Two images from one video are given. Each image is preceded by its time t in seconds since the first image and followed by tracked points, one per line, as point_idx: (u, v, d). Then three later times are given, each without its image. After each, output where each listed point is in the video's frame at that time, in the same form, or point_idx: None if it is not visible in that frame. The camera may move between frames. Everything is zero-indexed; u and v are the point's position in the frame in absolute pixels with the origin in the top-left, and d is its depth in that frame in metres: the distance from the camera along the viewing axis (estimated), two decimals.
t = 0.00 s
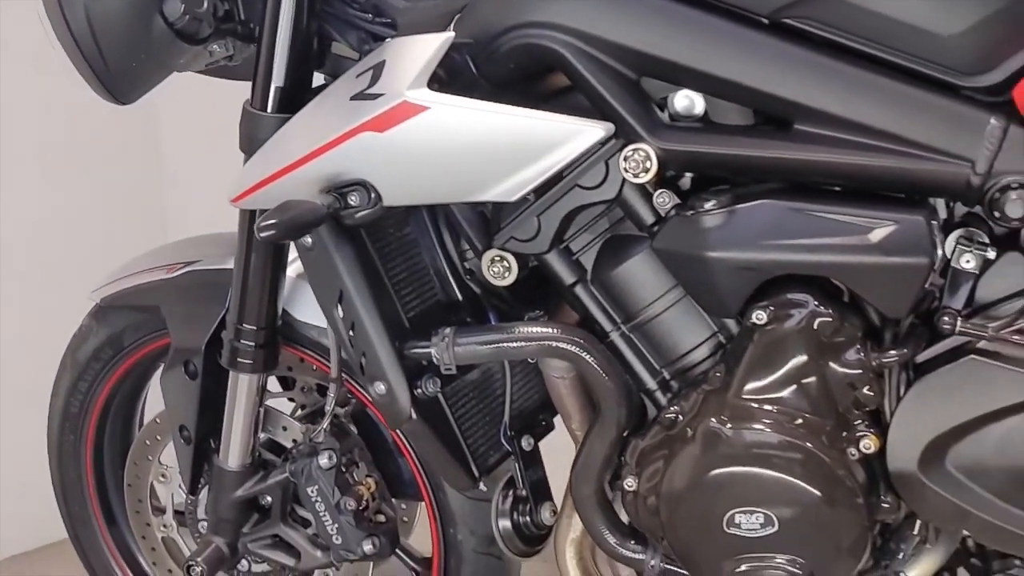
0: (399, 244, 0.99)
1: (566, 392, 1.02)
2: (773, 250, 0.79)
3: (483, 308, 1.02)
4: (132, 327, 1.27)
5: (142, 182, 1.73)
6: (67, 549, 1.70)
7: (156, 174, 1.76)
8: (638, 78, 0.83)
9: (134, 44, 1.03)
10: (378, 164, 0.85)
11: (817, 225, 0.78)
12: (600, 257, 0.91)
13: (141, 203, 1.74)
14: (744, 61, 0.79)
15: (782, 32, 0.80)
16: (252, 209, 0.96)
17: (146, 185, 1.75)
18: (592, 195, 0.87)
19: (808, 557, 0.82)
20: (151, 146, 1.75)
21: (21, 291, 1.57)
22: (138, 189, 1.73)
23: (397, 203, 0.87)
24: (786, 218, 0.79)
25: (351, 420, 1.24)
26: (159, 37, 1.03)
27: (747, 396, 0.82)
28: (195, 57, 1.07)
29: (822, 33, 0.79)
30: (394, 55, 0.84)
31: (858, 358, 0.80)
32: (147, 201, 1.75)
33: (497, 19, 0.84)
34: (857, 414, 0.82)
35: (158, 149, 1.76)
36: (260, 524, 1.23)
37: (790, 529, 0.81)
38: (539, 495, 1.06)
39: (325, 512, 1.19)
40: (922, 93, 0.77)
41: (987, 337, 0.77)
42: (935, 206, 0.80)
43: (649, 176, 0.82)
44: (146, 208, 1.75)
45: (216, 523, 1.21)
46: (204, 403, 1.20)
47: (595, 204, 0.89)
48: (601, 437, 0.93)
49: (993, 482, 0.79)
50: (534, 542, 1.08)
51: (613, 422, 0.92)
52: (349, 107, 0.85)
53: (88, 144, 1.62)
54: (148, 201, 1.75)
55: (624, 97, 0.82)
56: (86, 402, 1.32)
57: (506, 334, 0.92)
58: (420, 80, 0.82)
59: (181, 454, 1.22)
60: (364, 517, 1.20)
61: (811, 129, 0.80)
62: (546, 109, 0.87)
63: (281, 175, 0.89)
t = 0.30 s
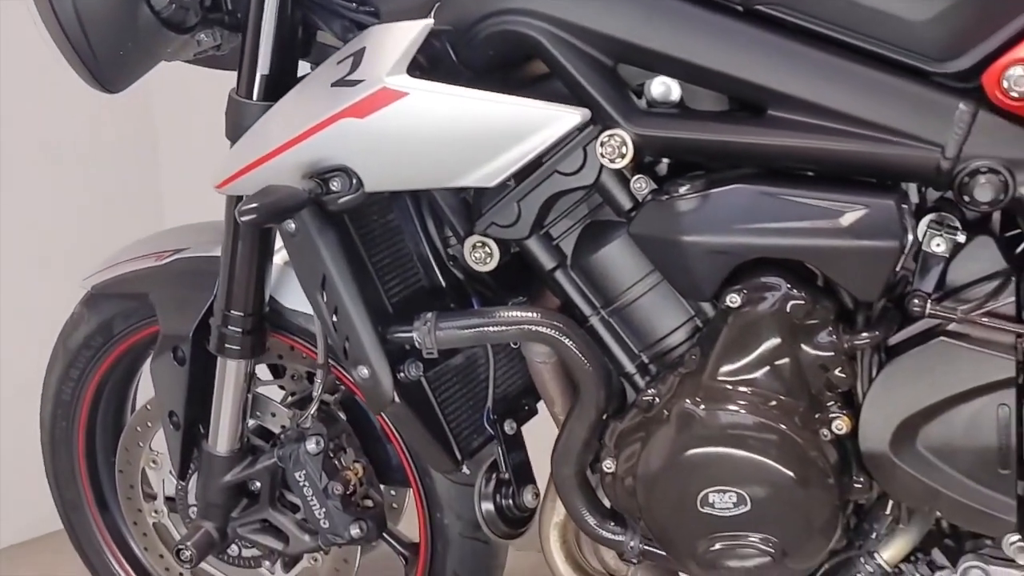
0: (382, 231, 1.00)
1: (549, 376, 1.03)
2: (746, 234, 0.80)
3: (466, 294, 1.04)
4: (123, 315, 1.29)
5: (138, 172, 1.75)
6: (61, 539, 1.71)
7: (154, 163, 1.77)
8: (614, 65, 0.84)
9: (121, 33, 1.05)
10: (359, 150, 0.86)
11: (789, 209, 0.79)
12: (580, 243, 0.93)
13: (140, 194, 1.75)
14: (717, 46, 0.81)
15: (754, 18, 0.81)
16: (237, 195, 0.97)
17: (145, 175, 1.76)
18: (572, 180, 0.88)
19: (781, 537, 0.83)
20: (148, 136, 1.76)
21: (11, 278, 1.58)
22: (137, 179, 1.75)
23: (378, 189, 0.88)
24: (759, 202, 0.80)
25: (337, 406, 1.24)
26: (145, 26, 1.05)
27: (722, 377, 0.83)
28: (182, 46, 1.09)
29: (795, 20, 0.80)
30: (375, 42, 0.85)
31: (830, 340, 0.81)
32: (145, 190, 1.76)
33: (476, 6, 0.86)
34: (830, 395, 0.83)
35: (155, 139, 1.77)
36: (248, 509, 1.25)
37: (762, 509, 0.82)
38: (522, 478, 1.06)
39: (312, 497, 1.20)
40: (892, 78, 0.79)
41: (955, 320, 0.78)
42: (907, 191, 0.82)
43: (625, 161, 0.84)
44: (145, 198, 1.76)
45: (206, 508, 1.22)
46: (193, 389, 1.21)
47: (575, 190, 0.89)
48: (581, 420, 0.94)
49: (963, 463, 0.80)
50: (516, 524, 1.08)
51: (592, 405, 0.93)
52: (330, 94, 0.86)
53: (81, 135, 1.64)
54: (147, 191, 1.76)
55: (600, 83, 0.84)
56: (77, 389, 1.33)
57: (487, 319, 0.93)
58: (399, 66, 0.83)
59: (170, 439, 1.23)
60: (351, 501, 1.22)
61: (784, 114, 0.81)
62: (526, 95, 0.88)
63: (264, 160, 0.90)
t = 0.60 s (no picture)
0: (367, 215, 1.01)
1: (533, 360, 1.04)
2: (723, 216, 0.81)
3: (451, 278, 1.05)
4: (114, 300, 1.30)
5: (135, 159, 1.75)
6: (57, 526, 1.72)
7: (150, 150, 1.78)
8: (593, 49, 0.85)
9: (110, 20, 1.06)
10: (341, 133, 0.87)
11: (766, 191, 0.81)
12: (563, 226, 0.94)
13: (138, 182, 1.76)
14: (693, 30, 0.82)
15: (730, 3, 0.82)
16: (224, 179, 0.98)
17: (141, 163, 1.77)
18: (554, 163, 0.89)
19: (757, 516, 0.84)
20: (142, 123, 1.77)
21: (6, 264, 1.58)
22: (133, 168, 1.76)
23: (361, 172, 0.89)
24: (736, 185, 0.81)
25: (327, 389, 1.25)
26: (134, 12, 1.06)
27: (700, 357, 0.84)
28: (170, 33, 1.10)
29: (771, 4, 0.81)
30: (357, 27, 0.86)
31: (804, 322, 0.82)
32: (142, 178, 1.77)
33: None
34: (807, 375, 0.84)
35: (149, 126, 1.78)
36: (239, 491, 1.26)
37: (737, 488, 0.83)
38: (506, 460, 1.06)
39: (301, 479, 1.21)
40: (865, 62, 0.80)
41: (930, 301, 0.79)
42: (882, 173, 0.83)
43: (604, 144, 0.84)
44: (143, 186, 1.77)
45: (197, 491, 1.24)
46: (183, 372, 1.22)
47: (557, 174, 0.90)
48: (562, 402, 0.95)
49: (937, 442, 0.81)
50: (502, 505, 1.08)
51: (574, 387, 0.94)
52: (314, 78, 0.88)
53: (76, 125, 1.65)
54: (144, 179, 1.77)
55: (579, 67, 0.85)
56: (71, 374, 1.35)
57: (470, 301, 0.94)
58: (381, 50, 0.84)
59: (161, 423, 1.25)
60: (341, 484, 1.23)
61: (760, 97, 0.82)
62: (507, 79, 0.89)
63: (249, 144, 0.92)
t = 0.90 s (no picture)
0: (352, 203, 1.02)
1: (517, 346, 1.05)
2: (700, 202, 0.82)
3: (436, 265, 1.06)
4: (106, 288, 1.32)
5: (129, 146, 1.75)
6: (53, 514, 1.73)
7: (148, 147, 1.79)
8: (573, 38, 0.86)
9: (98, 10, 1.07)
10: (324, 121, 0.88)
11: (743, 179, 0.82)
12: (544, 213, 0.95)
13: (136, 178, 1.77)
14: (670, 19, 0.83)
15: None
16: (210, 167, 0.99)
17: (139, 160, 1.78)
18: (536, 151, 0.90)
19: (733, 500, 0.85)
20: (140, 120, 1.77)
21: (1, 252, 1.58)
22: (128, 156, 1.76)
23: (345, 159, 0.90)
24: (713, 172, 0.82)
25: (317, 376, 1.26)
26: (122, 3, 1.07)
27: (679, 343, 0.85)
28: (159, 22, 1.11)
29: None
30: (338, 15, 0.87)
31: (781, 308, 0.83)
32: (141, 174, 1.78)
33: None
34: (783, 360, 0.85)
35: (148, 123, 1.79)
36: (230, 477, 1.28)
37: (713, 471, 0.85)
38: (490, 445, 1.07)
39: (290, 465, 1.22)
40: (841, 50, 0.81)
41: (903, 287, 0.80)
42: (858, 161, 0.84)
43: (583, 132, 0.86)
44: (137, 174, 1.77)
45: (188, 477, 1.26)
46: (174, 359, 1.23)
47: (538, 162, 0.92)
48: (544, 387, 0.96)
49: (911, 426, 0.82)
50: (487, 490, 1.09)
51: (556, 373, 0.96)
52: (296, 66, 0.89)
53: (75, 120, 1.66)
54: (142, 175, 1.78)
55: (559, 56, 0.85)
56: (64, 361, 1.36)
57: (453, 288, 0.95)
58: (362, 39, 0.85)
59: (153, 409, 1.26)
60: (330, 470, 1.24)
61: (737, 85, 0.83)
62: (488, 68, 0.90)
63: (234, 132, 0.93)
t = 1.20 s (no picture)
0: (339, 198, 1.02)
1: (502, 339, 1.06)
2: (677, 199, 0.83)
3: (422, 260, 1.07)
4: (99, 282, 1.33)
5: (126, 142, 1.75)
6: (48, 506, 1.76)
7: (145, 147, 1.79)
8: (552, 36, 0.87)
9: (88, 7, 1.08)
10: (307, 118, 0.89)
11: (719, 175, 0.83)
12: (527, 209, 0.96)
13: (132, 176, 1.78)
14: (648, 17, 0.84)
15: None
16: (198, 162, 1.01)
17: (137, 158, 1.78)
18: (517, 148, 0.91)
19: (710, 492, 0.86)
20: (138, 118, 1.77)
21: None
22: (126, 152, 1.76)
23: (329, 156, 0.91)
24: (690, 169, 0.83)
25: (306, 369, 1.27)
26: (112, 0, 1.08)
27: (658, 337, 0.87)
28: (149, 18, 1.12)
29: None
30: (322, 13, 0.88)
31: (756, 302, 0.85)
32: (138, 171, 1.78)
33: None
34: (758, 354, 0.86)
35: (144, 120, 1.78)
36: (221, 469, 1.29)
37: (689, 464, 0.86)
38: (475, 437, 1.09)
39: (281, 457, 1.24)
40: (815, 49, 0.82)
41: (876, 282, 0.81)
42: (834, 157, 0.85)
43: (563, 130, 0.86)
44: (134, 170, 1.77)
45: (179, 469, 1.27)
46: (165, 353, 1.25)
47: (520, 158, 0.93)
48: (527, 380, 0.98)
49: (884, 419, 0.84)
50: (474, 481, 1.11)
51: (539, 367, 0.97)
52: (281, 63, 0.90)
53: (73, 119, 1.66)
54: (139, 174, 1.79)
55: (539, 54, 0.87)
56: (58, 354, 1.37)
57: (437, 283, 0.96)
58: (344, 37, 0.86)
59: (144, 402, 1.27)
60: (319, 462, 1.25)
61: (714, 83, 0.84)
62: (470, 65, 0.91)
63: (221, 128, 0.94)
